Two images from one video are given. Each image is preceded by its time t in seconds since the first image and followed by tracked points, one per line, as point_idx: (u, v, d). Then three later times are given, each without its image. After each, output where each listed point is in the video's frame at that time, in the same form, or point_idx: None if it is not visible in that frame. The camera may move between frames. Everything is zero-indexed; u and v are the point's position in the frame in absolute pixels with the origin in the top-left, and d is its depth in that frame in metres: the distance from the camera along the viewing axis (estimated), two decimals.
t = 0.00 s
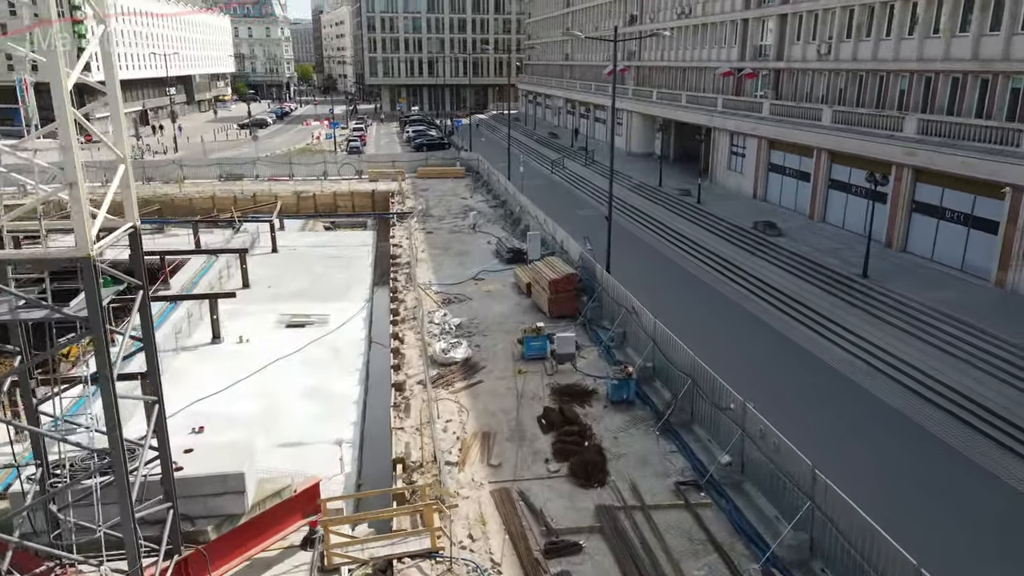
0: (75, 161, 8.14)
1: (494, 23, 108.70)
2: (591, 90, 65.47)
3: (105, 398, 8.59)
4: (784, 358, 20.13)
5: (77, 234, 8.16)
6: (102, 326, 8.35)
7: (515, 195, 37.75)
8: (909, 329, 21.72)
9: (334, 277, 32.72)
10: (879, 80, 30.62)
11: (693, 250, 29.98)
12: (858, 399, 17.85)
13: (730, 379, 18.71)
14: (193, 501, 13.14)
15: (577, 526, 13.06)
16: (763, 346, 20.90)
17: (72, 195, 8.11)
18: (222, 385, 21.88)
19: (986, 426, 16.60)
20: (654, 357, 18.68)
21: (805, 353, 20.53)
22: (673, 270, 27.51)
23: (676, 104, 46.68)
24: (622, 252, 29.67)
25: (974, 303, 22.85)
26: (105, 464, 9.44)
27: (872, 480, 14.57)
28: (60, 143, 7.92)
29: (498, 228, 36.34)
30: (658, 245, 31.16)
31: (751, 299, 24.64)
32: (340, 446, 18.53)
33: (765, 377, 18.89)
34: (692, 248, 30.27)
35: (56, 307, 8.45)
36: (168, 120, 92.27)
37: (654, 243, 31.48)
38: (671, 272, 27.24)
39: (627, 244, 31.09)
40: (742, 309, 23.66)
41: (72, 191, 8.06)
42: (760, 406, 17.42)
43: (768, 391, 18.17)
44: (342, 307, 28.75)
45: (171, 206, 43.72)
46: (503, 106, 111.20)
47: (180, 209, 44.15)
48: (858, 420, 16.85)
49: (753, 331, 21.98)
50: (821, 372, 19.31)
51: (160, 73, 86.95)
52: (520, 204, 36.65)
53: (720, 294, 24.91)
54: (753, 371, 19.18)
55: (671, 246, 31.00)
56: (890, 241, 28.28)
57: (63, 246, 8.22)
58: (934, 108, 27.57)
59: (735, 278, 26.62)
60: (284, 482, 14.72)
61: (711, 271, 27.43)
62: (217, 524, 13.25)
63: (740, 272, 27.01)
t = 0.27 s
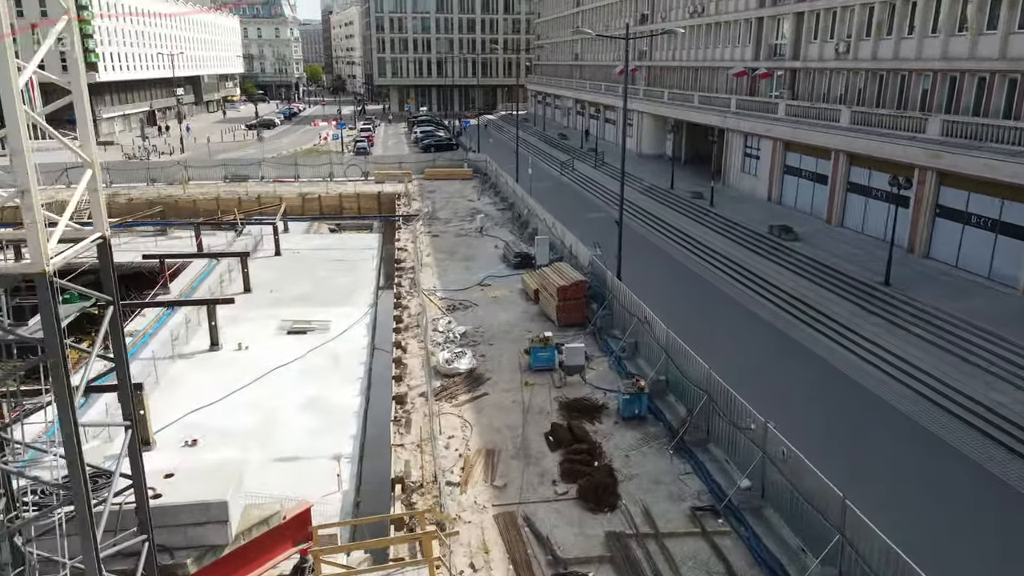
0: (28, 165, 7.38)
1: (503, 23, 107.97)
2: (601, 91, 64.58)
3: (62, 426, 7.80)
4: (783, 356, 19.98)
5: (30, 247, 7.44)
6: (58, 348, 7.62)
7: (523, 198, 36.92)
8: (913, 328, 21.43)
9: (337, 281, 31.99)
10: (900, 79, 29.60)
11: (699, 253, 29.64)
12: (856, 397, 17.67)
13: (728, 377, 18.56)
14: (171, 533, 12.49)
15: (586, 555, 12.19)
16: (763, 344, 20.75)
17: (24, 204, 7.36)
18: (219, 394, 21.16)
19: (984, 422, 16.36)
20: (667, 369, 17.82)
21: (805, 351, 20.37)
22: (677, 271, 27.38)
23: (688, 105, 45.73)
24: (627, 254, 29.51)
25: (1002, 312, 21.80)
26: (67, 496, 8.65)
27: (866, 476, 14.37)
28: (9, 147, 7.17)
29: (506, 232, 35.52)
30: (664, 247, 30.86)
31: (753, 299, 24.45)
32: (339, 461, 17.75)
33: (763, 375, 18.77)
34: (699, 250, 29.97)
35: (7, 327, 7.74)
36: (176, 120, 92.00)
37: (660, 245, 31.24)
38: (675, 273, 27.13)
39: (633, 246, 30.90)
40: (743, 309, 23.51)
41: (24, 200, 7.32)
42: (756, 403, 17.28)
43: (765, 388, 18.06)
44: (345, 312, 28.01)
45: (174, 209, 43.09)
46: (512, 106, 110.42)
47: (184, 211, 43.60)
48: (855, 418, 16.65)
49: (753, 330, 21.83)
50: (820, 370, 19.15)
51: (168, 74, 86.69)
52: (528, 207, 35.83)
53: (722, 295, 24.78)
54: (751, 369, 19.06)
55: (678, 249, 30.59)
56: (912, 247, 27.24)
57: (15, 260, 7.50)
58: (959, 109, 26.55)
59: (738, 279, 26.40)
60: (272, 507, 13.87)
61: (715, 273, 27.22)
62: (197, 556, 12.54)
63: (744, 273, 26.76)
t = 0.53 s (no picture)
0: None
1: (514, 23, 107.24)
2: (612, 91, 63.67)
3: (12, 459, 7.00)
4: (783, 353, 19.87)
5: None
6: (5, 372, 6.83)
7: (533, 201, 36.08)
8: (917, 328, 21.17)
9: (342, 285, 31.26)
10: (924, 79, 28.56)
11: (708, 254, 29.32)
12: (856, 396, 17.54)
13: (729, 375, 18.42)
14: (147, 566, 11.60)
15: None
16: (764, 342, 20.61)
17: None
18: (216, 404, 20.45)
19: (983, 422, 16.25)
20: (682, 384, 16.95)
21: (807, 350, 20.24)
22: (682, 270, 27.23)
23: (702, 105, 44.75)
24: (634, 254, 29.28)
25: None
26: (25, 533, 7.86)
27: (863, 475, 14.28)
28: None
29: (514, 235, 34.71)
30: (672, 248, 30.56)
31: (757, 298, 24.31)
32: (337, 477, 16.97)
33: (764, 372, 18.65)
34: (707, 250, 29.67)
35: None
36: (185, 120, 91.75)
37: (668, 246, 30.95)
38: (679, 272, 26.99)
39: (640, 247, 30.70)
40: (746, 308, 23.37)
41: None
42: (755, 401, 17.15)
43: (765, 386, 17.94)
44: (349, 318, 27.27)
45: (180, 209, 42.53)
46: (522, 107, 109.63)
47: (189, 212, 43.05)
48: (855, 417, 16.53)
49: (756, 327, 21.69)
50: (821, 368, 19.03)
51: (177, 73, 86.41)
52: (538, 209, 34.99)
53: (726, 294, 24.63)
54: (752, 367, 18.95)
55: (687, 250, 30.20)
56: (937, 253, 26.21)
57: None
58: (986, 110, 25.50)
59: (744, 279, 26.19)
60: (261, 537, 13.04)
61: (720, 273, 27.01)
62: None
63: (750, 273, 26.50)
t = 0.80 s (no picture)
0: None
1: (525, 22, 106.37)
2: (624, 91, 62.68)
3: None
4: (788, 354, 19.69)
5: None
6: None
7: (542, 203, 35.24)
8: (926, 329, 20.84)
9: (347, 290, 30.51)
10: (950, 78, 27.48)
11: (718, 256, 28.92)
12: (861, 398, 17.33)
13: (734, 376, 18.19)
14: None
15: None
16: (770, 342, 20.39)
17: None
18: (212, 413, 19.73)
19: (989, 423, 16.05)
20: (699, 399, 16.06)
21: (813, 351, 20.02)
22: (689, 271, 27.01)
23: (716, 106, 43.77)
24: (643, 256, 28.93)
25: None
26: None
27: (869, 479, 14.03)
28: None
29: (524, 238, 33.88)
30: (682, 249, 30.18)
31: (764, 299, 24.08)
32: (336, 495, 16.17)
33: (770, 373, 18.44)
34: (717, 252, 29.28)
35: None
36: (195, 120, 91.50)
37: (677, 248, 30.58)
38: (687, 273, 26.76)
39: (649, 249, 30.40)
40: (753, 309, 23.13)
41: None
42: (760, 402, 16.93)
43: (770, 387, 17.73)
44: (353, 323, 26.54)
45: (185, 211, 42.22)
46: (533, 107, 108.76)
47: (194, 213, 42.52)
48: (861, 419, 16.29)
49: (762, 328, 21.46)
50: (826, 369, 18.82)
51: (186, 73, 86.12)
52: (548, 212, 34.12)
53: (733, 295, 24.40)
54: (757, 368, 18.73)
55: (698, 252, 29.76)
56: (965, 260, 25.13)
57: None
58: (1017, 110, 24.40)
59: (752, 280, 25.91)
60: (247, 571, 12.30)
61: (728, 274, 26.73)
62: None
63: (759, 275, 26.18)
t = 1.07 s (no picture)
0: None
1: (536, 22, 105.51)
2: (637, 91, 61.68)
3: None
4: (795, 354, 19.46)
5: None
6: None
7: (553, 205, 34.38)
8: (937, 331, 20.54)
9: (352, 294, 29.76)
10: (978, 77, 26.39)
11: (729, 258, 28.47)
12: (870, 399, 17.08)
13: (742, 378, 17.90)
14: None
15: None
16: (778, 344, 20.14)
17: None
18: (209, 424, 18.99)
19: (993, 421, 15.91)
20: (718, 416, 15.17)
21: (821, 352, 19.77)
22: (697, 272, 26.72)
23: (732, 106, 42.76)
24: (653, 259, 28.54)
25: None
26: None
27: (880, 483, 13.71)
28: None
29: (534, 242, 33.02)
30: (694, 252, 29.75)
31: (773, 301, 23.80)
32: (334, 514, 15.38)
33: (778, 374, 18.18)
34: (729, 254, 28.81)
35: None
36: (205, 120, 91.29)
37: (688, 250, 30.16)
38: (695, 274, 26.46)
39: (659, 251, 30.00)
40: (761, 310, 22.86)
41: None
42: (767, 404, 16.65)
43: (778, 388, 17.45)
44: (357, 329, 25.79)
45: (191, 212, 41.58)
46: (544, 108, 107.89)
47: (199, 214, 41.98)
48: (870, 421, 16.02)
49: (770, 329, 21.21)
50: (835, 370, 18.57)
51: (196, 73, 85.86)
52: (558, 214, 33.25)
53: (741, 296, 24.12)
54: (765, 369, 18.48)
55: (710, 255, 29.24)
56: (995, 267, 24.06)
57: None
58: None
59: (762, 281, 25.59)
60: None
61: (738, 275, 26.42)
62: None
63: (770, 276, 25.82)
